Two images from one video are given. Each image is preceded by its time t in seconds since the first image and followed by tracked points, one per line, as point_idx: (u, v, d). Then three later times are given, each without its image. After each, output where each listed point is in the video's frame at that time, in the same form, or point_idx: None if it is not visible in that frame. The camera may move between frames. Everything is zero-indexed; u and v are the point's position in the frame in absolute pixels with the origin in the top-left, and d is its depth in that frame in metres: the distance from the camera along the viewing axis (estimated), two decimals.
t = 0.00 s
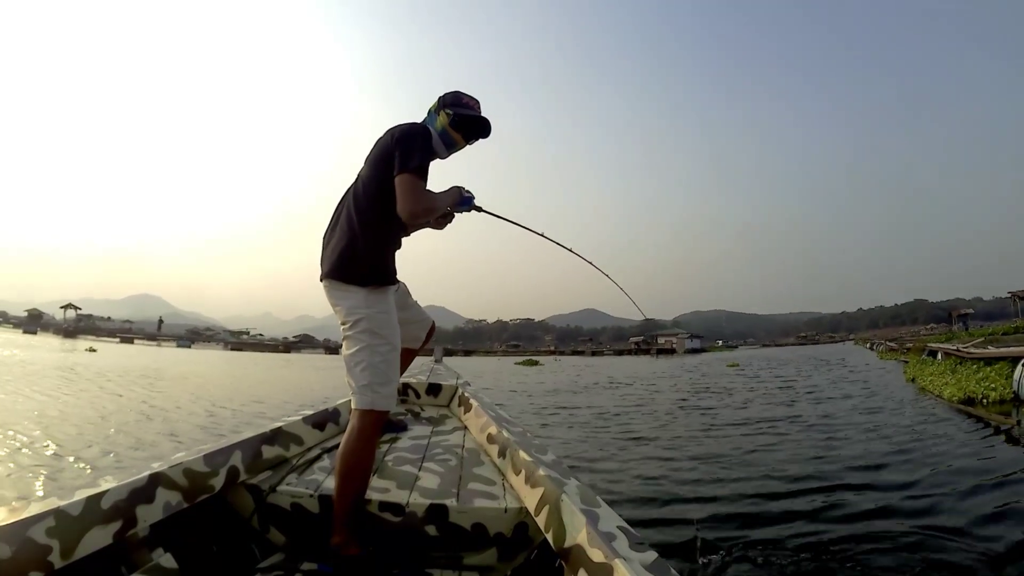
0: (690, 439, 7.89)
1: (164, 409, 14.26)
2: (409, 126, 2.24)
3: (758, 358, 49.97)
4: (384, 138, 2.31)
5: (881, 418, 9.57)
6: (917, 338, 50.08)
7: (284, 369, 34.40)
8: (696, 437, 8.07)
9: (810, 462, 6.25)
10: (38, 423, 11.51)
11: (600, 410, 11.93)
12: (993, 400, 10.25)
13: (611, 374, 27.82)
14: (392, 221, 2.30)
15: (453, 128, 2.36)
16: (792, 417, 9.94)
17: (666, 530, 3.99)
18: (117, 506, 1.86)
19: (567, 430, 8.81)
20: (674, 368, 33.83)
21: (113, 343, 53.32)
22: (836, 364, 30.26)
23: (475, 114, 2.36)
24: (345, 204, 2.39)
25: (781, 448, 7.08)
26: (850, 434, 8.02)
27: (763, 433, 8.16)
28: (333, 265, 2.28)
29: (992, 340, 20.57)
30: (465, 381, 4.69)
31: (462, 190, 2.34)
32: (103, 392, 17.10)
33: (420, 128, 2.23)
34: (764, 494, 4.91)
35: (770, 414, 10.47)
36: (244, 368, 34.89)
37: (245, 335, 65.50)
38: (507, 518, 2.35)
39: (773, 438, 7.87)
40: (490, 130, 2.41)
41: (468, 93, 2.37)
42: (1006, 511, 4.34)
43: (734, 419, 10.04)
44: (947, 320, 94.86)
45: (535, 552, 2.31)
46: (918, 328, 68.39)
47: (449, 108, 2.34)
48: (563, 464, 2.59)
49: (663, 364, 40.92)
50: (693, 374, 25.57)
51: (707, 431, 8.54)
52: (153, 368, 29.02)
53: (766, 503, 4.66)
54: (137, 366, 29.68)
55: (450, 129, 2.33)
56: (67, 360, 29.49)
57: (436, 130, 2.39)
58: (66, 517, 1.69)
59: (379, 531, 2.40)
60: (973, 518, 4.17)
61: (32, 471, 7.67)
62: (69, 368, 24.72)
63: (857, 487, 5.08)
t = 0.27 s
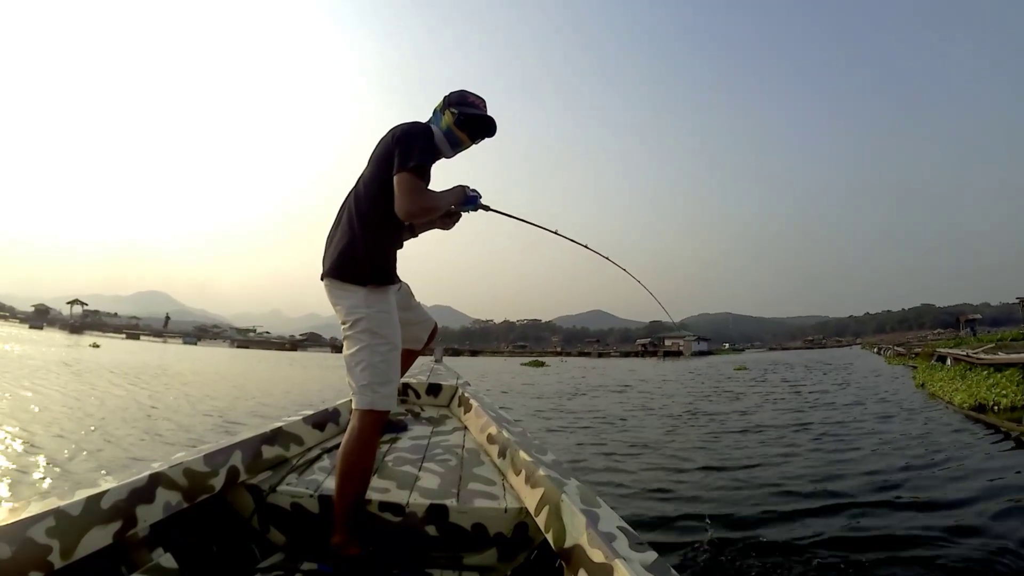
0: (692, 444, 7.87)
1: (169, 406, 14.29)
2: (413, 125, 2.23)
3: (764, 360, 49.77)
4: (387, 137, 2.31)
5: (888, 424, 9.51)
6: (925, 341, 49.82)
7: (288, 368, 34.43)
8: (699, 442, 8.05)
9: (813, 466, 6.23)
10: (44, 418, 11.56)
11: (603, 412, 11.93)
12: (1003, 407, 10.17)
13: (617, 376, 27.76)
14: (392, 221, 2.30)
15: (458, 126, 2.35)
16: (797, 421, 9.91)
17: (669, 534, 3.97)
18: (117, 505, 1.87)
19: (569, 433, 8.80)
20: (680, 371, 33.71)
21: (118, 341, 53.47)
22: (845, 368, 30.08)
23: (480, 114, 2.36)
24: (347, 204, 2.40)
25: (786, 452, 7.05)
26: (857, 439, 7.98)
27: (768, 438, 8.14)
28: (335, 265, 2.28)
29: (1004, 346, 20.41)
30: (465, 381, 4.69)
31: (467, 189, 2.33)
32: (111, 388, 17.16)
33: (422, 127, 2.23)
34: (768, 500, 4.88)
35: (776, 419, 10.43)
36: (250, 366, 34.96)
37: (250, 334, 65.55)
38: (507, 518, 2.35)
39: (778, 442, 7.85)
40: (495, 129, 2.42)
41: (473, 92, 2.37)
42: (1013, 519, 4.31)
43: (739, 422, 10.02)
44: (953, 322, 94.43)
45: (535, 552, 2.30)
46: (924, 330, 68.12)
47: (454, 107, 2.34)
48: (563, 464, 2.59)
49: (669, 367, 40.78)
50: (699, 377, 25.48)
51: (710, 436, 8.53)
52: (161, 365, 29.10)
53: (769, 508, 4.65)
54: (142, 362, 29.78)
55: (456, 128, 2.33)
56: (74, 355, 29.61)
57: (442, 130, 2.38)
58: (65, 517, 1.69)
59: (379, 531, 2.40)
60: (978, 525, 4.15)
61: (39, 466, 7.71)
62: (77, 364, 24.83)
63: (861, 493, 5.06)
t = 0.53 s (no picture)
0: (695, 445, 7.86)
1: (173, 405, 14.30)
2: (415, 124, 2.22)
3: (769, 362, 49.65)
4: (383, 137, 2.31)
5: (894, 427, 9.46)
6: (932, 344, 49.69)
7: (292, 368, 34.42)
8: (702, 442, 8.04)
9: (816, 468, 6.22)
10: (49, 416, 11.59)
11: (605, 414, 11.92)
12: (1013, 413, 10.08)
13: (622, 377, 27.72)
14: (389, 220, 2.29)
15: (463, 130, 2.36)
16: (801, 423, 9.87)
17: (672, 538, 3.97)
18: (117, 506, 1.87)
19: (571, 434, 8.80)
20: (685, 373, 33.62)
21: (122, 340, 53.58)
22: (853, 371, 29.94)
23: (487, 120, 2.38)
24: (346, 204, 2.39)
25: (789, 454, 7.03)
26: (862, 442, 7.95)
27: (772, 441, 8.11)
28: (333, 264, 2.28)
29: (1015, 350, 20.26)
30: (465, 381, 4.69)
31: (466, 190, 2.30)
32: (117, 387, 17.21)
33: (417, 125, 2.22)
34: (769, 500, 4.88)
35: (780, 421, 10.41)
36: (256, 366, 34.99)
37: (254, 334, 65.75)
38: (507, 517, 2.36)
39: (781, 444, 7.83)
40: (500, 134, 2.42)
41: (480, 94, 2.37)
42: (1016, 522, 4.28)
43: (743, 424, 9.98)
44: (957, 324, 94.24)
45: (535, 552, 2.30)
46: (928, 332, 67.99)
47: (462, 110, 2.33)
48: (564, 464, 2.59)
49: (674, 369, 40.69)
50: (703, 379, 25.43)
51: (713, 437, 8.51)
52: (167, 364, 29.13)
53: (771, 509, 4.64)
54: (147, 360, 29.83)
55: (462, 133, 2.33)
56: (79, 353, 29.63)
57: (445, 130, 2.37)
58: (65, 517, 1.69)
59: (379, 530, 2.40)
60: (980, 528, 4.13)
61: (45, 465, 7.75)
62: (83, 362, 24.90)
63: (863, 495, 5.04)
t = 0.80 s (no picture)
0: (697, 446, 7.85)
1: (177, 404, 14.32)
2: (416, 125, 2.20)
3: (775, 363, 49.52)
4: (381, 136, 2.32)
5: (900, 429, 9.42)
6: (938, 345, 49.48)
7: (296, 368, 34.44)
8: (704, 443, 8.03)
9: (818, 470, 6.20)
10: (55, 415, 11.62)
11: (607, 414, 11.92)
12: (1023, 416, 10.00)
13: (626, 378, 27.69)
14: (383, 218, 2.27)
15: (468, 132, 2.37)
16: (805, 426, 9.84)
17: (674, 540, 3.96)
18: (117, 506, 1.87)
19: (573, 435, 8.80)
20: (690, 374, 33.52)
21: (125, 339, 53.62)
22: (860, 373, 29.79)
23: (493, 123, 2.39)
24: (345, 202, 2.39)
25: (793, 456, 7.01)
26: (866, 444, 7.92)
27: (775, 442, 8.09)
28: (332, 263, 2.28)
29: None
30: (465, 381, 4.69)
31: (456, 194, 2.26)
32: (123, 386, 17.26)
33: (410, 122, 2.21)
34: (771, 503, 4.86)
35: (784, 422, 10.38)
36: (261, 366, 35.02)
37: (257, 335, 65.81)
38: (507, 517, 2.36)
39: (784, 446, 7.81)
40: (505, 136, 2.42)
41: (485, 96, 2.38)
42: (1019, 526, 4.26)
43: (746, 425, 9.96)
44: (961, 324, 93.97)
45: (535, 552, 2.31)
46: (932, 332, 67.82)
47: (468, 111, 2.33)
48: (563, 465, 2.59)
49: (680, 369, 40.61)
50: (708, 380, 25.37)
51: (716, 438, 8.50)
52: (173, 364, 29.19)
53: (773, 511, 4.63)
54: (152, 360, 29.86)
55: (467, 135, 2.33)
56: (84, 352, 29.67)
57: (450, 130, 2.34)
58: (65, 517, 1.69)
59: (380, 530, 2.40)
60: (982, 532, 4.11)
61: (52, 463, 7.78)
62: (88, 361, 24.95)
63: (865, 498, 5.03)
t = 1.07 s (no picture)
0: (699, 446, 7.85)
1: (182, 406, 14.33)
2: (413, 122, 2.19)
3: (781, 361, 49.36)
4: (376, 132, 2.31)
5: (906, 427, 9.38)
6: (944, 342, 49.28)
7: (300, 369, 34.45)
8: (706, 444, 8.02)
9: (821, 469, 6.19)
10: (61, 417, 11.66)
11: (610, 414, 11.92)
12: None
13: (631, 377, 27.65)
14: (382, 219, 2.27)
15: (464, 126, 2.37)
16: (809, 425, 9.81)
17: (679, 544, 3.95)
18: (117, 506, 1.86)
19: (575, 436, 8.81)
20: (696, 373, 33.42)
21: (128, 341, 53.69)
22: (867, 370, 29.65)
23: (488, 120, 2.39)
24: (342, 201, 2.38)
25: (795, 456, 7.00)
26: (871, 444, 7.89)
27: (778, 443, 8.07)
28: (331, 264, 2.28)
29: None
30: (465, 381, 4.69)
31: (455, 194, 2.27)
32: (129, 389, 17.32)
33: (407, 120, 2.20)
34: (772, 505, 4.85)
35: (789, 421, 10.35)
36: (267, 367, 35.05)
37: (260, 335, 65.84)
38: (507, 517, 2.36)
39: (787, 446, 7.79)
40: (500, 132, 2.42)
41: (482, 91, 2.37)
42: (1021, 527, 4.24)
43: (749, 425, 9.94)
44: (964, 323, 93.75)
45: (535, 552, 2.30)
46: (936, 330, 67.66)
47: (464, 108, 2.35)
48: (563, 464, 2.59)
49: (687, 368, 40.50)
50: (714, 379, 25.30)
51: (718, 438, 8.49)
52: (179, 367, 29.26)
53: (776, 513, 4.62)
54: (157, 362, 29.90)
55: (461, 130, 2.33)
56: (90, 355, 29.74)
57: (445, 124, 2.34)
58: (65, 517, 1.69)
59: (380, 530, 2.40)
60: (984, 534, 4.10)
61: (58, 465, 7.81)
62: (92, 364, 24.99)
63: (867, 499, 5.02)
